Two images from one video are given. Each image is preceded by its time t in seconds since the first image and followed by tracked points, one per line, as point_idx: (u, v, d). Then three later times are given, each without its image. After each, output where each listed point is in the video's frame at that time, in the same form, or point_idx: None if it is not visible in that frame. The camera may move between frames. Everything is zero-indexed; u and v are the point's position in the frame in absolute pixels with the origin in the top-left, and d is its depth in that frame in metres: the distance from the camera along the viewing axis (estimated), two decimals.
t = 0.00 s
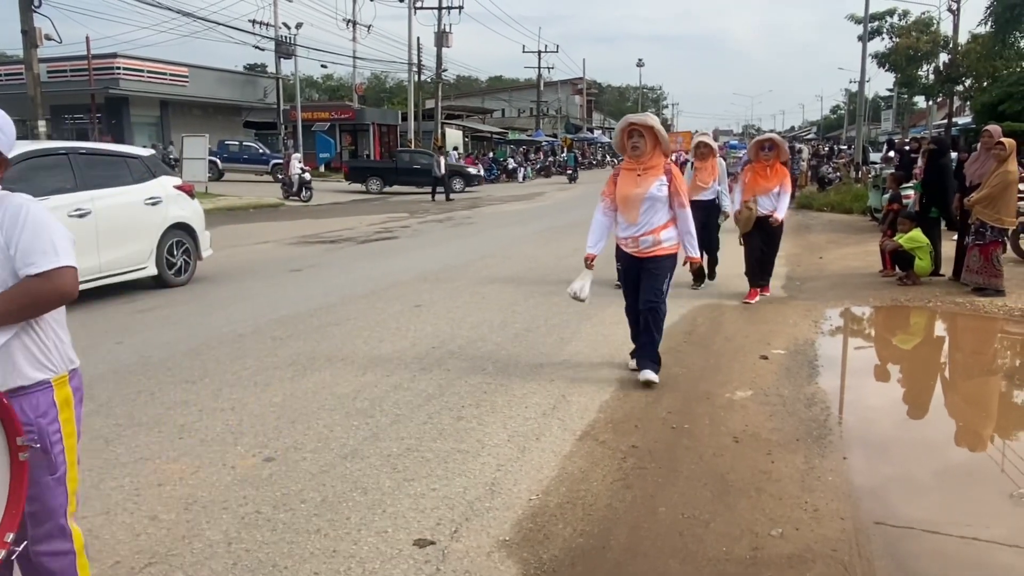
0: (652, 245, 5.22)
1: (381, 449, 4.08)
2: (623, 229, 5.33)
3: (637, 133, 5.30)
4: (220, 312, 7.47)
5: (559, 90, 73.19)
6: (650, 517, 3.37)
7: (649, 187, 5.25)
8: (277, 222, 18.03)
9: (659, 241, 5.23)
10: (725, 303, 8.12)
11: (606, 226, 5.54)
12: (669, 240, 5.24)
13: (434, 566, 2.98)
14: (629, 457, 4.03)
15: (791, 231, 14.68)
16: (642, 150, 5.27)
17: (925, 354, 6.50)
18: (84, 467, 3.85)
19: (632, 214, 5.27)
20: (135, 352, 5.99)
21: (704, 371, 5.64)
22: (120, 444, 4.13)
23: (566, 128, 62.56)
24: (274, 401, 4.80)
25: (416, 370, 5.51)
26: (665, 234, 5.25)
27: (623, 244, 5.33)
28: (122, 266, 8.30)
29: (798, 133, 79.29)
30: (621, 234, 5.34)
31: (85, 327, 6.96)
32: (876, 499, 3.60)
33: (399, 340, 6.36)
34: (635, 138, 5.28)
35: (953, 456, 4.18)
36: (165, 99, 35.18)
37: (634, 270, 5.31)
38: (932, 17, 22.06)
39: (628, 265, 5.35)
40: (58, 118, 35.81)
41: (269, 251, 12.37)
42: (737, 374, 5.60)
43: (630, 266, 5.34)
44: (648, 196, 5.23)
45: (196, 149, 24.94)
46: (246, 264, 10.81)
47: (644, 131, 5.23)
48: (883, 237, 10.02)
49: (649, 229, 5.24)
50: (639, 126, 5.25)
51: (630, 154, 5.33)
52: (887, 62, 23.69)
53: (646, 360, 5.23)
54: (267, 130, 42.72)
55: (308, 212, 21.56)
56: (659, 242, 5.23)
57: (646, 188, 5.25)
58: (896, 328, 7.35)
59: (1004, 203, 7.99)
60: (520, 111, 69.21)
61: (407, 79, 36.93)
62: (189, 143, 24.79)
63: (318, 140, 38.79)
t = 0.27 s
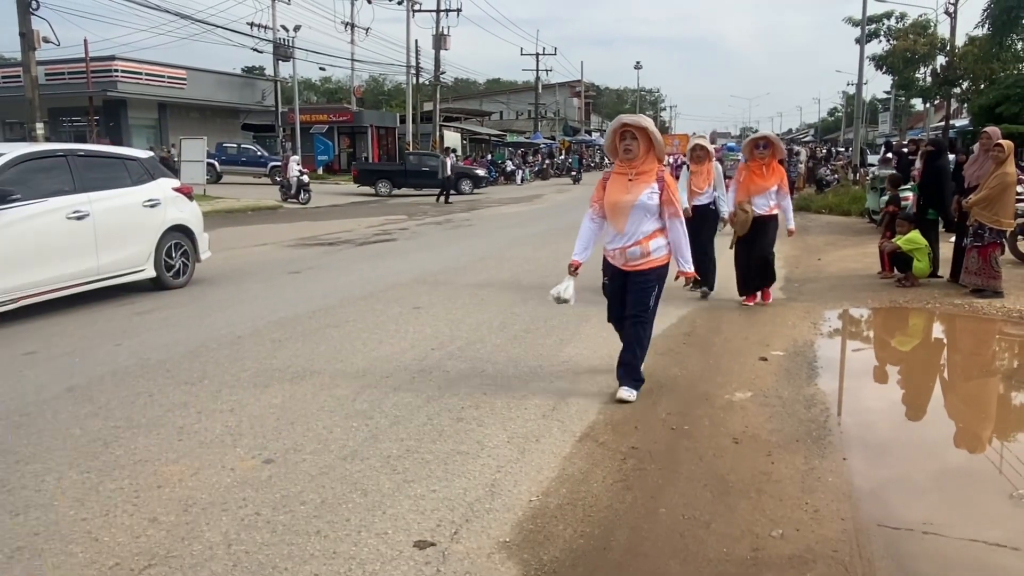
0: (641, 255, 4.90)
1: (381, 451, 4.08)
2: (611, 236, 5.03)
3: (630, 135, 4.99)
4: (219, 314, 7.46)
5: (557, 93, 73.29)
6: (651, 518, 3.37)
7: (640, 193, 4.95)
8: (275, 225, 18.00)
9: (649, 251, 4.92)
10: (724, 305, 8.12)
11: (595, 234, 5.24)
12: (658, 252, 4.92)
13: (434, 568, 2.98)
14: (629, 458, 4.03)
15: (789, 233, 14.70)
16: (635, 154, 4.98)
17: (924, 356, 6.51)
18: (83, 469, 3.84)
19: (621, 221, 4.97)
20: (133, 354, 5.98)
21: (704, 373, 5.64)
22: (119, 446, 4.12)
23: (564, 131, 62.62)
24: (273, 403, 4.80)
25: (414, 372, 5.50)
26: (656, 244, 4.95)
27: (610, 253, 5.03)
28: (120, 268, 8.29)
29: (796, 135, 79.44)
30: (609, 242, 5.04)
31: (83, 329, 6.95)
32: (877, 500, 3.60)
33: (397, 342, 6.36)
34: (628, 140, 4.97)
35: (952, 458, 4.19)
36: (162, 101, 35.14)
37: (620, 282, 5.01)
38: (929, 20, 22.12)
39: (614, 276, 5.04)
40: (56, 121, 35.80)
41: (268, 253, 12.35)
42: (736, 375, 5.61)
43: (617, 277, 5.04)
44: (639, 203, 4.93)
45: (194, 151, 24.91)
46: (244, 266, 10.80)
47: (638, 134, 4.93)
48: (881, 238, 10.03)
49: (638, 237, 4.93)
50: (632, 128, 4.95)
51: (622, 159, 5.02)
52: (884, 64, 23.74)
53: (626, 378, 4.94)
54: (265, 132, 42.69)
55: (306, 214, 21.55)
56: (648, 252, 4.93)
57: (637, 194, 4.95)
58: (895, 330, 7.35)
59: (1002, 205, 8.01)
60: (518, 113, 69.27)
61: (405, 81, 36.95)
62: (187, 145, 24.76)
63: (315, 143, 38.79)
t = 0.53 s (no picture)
0: (634, 259, 4.65)
1: (380, 452, 4.07)
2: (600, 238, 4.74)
3: (617, 132, 4.71)
4: (218, 316, 7.45)
5: (555, 95, 73.36)
6: (650, 520, 3.36)
7: (631, 192, 4.66)
8: (274, 226, 18.00)
9: (641, 255, 4.65)
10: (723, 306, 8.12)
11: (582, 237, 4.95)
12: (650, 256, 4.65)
13: (433, 570, 2.97)
14: (629, 459, 4.02)
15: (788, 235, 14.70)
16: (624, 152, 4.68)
17: (923, 357, 6.50)
18: (81, 471, 3.83)
19: (611, 222, 4.68)
20: (132, 356, 5.97)
21: (703, 374, 5.64)
22: (117, 448, 4.11)
23: (563, 133, 62.66)
24: (272, 404, 4.79)
25: (413, 374, 5.49)
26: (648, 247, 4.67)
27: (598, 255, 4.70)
28: (119, 270, 8.28)
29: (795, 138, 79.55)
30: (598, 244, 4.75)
31: (81, 331, 6.93)
32: (877, 502, 3.59)
33: (397, 344, 6.34)
34: (616, 137, 4.68)
35: (952, 460, 4.18)
36: (161, 103, 35.15)
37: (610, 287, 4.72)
38: (927, 22, 22.17)
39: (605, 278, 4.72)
40: (54, 123, 35.80)
41: (267, 255, 12.35)
42: (736, 377, 5.60)
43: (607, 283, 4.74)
44: (630, 203, 4.64)
45: (193, 154, 24.92)
46: (242, 269, 10.78)
47: (626, 130, 4.64)
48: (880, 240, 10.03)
49: (629, 240, 4.66)
50: (620, 124, 4.67)
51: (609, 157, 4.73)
52: (883, 66, 23.77)
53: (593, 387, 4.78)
54: (264, 135, 42.71)
55: (305, 217, 21.54)
56: (641, 256, 4.66)
57: (627, 194, 4.66)
58: (894, 331, 7.35)
59: (1000, 206, 8.02)
60: (517, 115, 69.31)
61: (404, 84, 36.97)
62: (186, 147, 24.77)
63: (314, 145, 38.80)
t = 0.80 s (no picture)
0: (619, 275, 4.31)
1: (379, 453, 4.07)
2: (582, 252, 4.37)
3: (596, 138, 4.36)
4: (216, 318, 7.44)
5: (554, 97, 73.42)
6: (649, 521, 3.36)
7: (613, 202, 4.31)
8: (272, 228, 18.01)
9: (627, 269, 4.31)
10: (722, 307, 8.13)
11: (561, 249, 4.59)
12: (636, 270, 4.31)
13: (431, 571, 2.97)
14: (627, 461, 4.01)
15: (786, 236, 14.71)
16: (604, 158, 4.35)
17: (922, 359, 6.50)
18: (79, 472, 3.82)
19: (594, 233, 4.33)
20: (129, 358, 5.97)
21: (702, 375, 5.63)
22: (115, 449, 4.11)
23: (562, 135, 62.72)
24: (270, 406, 4.78)
25: (412, 375, 5.49)
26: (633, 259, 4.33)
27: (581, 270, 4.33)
28: (117, 272, 8.28)
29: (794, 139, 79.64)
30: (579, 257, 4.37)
31: (79, 333, 6.93)
32: (876, 503, 3.58)
33: (395, 345, 6.34)
34: (595, 143, 4.35)
35: (951, 461, 4.18)
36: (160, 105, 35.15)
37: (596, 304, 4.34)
38: (925, 24, 22.22)
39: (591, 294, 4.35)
40: (53, 125, 35.79)
41: (265, 257, 12.35)
42: (735, 378, 5.59)
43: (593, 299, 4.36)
44: (613, 213, 4.30)
45: (192, 155, 24.93)
46: (241, 270, 10.77)
47: (606, 135, 4.32)
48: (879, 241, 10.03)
49: (613, 254, 4.31)
50: (599, 128, 4.34)
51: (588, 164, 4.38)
52: (882, 68, 23.79)
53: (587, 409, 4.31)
54: (263, 136, 42.72)
55: (304, 218, 21.53)
56: (626, 270, 4.32)
57: (610, 203, 4.31)
58: (892, 332, 7.35)
59: (999, 207, 8.03)
60: (516, 117, 69.35)
61: (403, 85, 36.98)
62: (184, 149, 24.79)
63: (313, 146, 38.82)
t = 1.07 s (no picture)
0: (600, 277, 4.02)
1: (376, 455, 4.06)
2: (560, 252, 4.10)
3: (574, 130, 4.06)
4: (214, 319, 7.43)
5: (552, 98, 73.48)
6: (646, 522, 3.35)
7: (592, 199, 4.01)
8: (270, 229, 18.00)
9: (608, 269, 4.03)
10: (720, 308, 8.13)
11: (539, 250, 4.29)
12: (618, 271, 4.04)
13: (428, 572, 2.96)
14: (625, 462, 4.01)
15: (784, 237, 14.73)
16: (583, 152, 4.06)
17: (920, 360, 6.50)
18: (76, 474, 3.82)
19: (572, 232, 4.04)
20: (126, 359, 5.96)
21: (700, 376, 5.63)
22: (111, 451, 4.10)
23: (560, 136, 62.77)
24: (267, 407, 4.78)
25: (409, 377, 5.48)
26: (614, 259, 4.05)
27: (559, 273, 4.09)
28: (115, 274, 8.27)
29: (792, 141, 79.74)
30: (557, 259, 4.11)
31: (76, 334, 6.91)
32: (873, 504, 3.58)
33: (392, 347, 6.33)
34: (574, 135, 4.05)
35: (948, 462, 4.18)
36: (158, 106, 35.12)
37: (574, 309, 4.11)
38: (923, 25, 22.26)
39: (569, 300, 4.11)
40: (51, 127, 35.75)
41: (263, 258, 12.34)
42: (733, 379, 5.59)
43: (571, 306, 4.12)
44: (592, 211, 4.00)
45: (190, 157, 24.92)
46: (238, 271, 10.76)
47: (585, 127, 4.02)
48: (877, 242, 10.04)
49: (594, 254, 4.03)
50: (578, 120, 4.04)
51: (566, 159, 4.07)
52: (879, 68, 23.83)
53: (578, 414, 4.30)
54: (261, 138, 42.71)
55: (302, 220, 21.51)
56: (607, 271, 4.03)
57: (588, 201, 4.02)
58: (890, 333, 7.36)
59: (997, 209, 8.03)
60: (514, 119, 69.39)
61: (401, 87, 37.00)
62: (182, 151, 24.78)
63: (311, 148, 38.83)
